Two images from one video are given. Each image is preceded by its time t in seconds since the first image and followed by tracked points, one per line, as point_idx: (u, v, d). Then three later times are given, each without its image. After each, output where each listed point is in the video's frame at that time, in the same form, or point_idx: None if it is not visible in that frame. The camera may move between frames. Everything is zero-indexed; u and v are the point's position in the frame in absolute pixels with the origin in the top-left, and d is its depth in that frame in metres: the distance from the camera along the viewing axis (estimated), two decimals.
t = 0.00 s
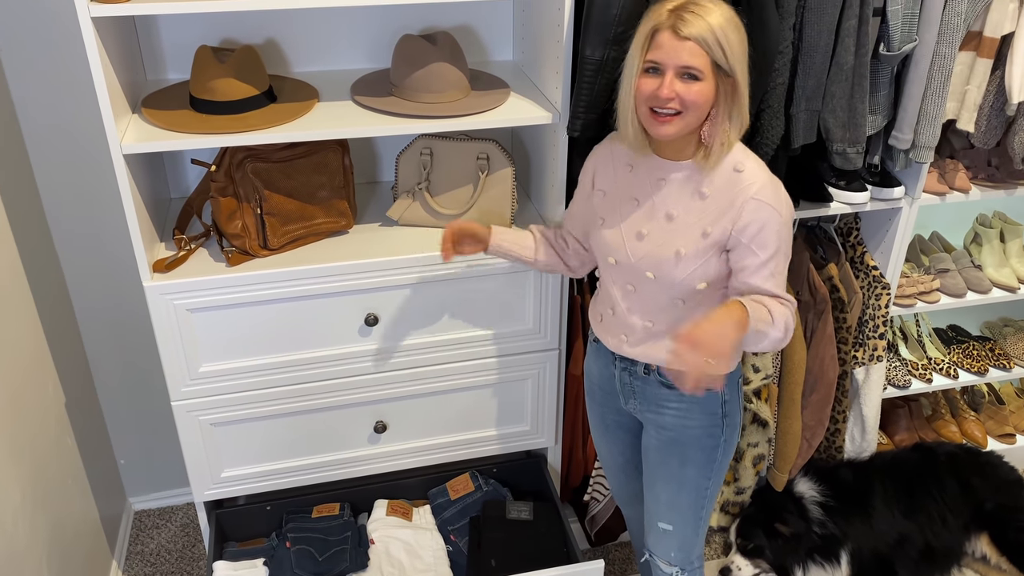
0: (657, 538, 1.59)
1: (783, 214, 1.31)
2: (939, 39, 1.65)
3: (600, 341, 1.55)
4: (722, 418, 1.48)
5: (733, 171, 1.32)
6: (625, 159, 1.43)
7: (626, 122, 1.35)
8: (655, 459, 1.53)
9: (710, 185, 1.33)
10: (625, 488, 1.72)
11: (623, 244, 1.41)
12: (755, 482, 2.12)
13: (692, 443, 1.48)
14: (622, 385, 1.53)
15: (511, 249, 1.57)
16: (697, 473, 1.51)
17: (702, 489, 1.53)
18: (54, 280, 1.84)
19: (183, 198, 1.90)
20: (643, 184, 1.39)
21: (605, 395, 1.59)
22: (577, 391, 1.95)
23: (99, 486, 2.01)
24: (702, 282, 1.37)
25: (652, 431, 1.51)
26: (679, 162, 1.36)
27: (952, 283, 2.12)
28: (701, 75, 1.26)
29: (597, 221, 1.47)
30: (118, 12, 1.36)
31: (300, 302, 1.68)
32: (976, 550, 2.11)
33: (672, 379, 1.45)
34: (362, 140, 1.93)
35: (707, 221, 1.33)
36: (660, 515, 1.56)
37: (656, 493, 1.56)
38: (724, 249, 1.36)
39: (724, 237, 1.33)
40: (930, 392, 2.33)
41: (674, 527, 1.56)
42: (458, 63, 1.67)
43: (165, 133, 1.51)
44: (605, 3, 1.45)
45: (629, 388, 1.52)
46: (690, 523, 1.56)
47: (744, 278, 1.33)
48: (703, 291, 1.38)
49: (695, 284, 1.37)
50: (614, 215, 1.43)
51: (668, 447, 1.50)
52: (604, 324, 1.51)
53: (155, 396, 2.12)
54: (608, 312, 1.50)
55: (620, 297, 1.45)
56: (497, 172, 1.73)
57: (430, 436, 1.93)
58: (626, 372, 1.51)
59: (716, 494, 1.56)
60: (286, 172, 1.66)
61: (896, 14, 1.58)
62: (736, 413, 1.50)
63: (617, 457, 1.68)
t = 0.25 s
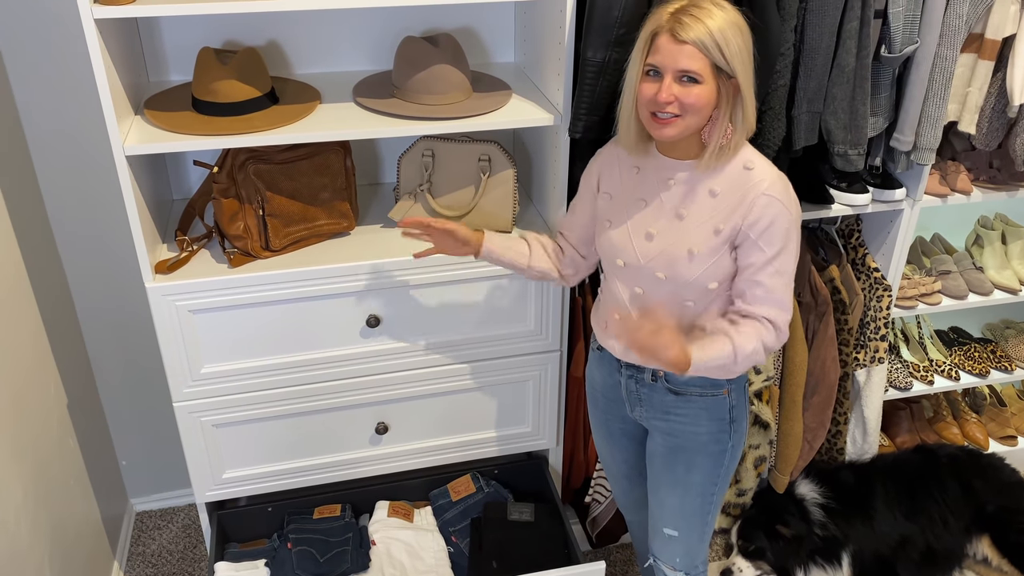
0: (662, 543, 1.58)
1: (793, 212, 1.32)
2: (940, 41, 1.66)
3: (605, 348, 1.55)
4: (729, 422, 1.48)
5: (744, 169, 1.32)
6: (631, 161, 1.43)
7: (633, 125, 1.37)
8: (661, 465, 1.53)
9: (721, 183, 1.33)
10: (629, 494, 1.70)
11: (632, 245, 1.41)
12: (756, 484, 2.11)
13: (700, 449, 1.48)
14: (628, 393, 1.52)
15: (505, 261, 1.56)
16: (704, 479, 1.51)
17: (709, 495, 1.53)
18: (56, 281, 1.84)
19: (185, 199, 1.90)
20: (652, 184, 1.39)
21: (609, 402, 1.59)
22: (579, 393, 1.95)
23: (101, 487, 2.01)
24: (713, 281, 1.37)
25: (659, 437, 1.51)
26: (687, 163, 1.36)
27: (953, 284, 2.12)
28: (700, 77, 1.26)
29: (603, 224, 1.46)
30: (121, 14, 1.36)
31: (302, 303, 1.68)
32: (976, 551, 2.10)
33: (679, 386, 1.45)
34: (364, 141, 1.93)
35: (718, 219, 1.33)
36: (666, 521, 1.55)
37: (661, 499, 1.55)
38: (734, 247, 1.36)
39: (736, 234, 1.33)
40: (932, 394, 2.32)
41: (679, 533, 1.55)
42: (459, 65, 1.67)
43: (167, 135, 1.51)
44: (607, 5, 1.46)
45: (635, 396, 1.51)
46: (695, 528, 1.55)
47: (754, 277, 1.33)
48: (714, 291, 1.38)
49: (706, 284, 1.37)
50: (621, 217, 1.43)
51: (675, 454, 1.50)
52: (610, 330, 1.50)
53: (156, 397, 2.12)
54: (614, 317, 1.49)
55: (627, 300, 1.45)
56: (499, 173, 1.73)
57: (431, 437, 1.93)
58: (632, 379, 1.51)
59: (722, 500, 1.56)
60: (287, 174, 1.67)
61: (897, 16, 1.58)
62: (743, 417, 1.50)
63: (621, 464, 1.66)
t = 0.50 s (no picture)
0: (662, 547, 1.57)
1: (797, 216, 1.32)
2: (940, 43, 1.66)
3: (606, 353, 1.55)
4: (730, 425, 1.48)
5: (745, 174, 1.32)
6: (630, 165, 1.43)
7: (632, 127, 1.36)
8: (662, 469, 1.52)
9: (722, 188, 1.33)
10: (630, 497, 1.70)
11: (633, 250, 1.40)
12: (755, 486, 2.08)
13: (700, 452, 1.47)
14: (628, 397, 1.52)
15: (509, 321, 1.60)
16: (706, 483, 1.50)
17: (709, 498, 1.52)
18: (56, 282, 1.84)
19: (184, 200, 1.90)
20: (651, 189, 1.39)
21: (610, 405, 1.59)
22: (579, 395, 1.95)
23: (100, 489, 2.01)
24: (716, 286, 1.37)
25: (660, 441, 1.50)
26: (686, 166, 1.35)
27: (953, 286, 2.12)
28: (700, 74, 1.26)
29: (603, 229, 1.46)
30: (120, 15, 1.36)
31: (301, 304, 1.68)
32: (977, 555, 2.09)
33: (682, 390, 1.45)
34: (363, 142, 1.93)
35: (721, 224, 1.33)
36: (667, 525, 1.54)
37: (662, 503, 1.54)
38: (737, 252, 1.36)
39: (739, 239, 1.33)
40: (932, 395, 2.32)
41: (680, 537, 1.54)
42: (459, 66, 1.67)
43: (166, 136, 1.51)
44: (606, 6, 1.46)
45: (636, 400, 1.51)
46: (696, 532, 1.54)
47: (759, 281, 1.34)
48: (717, 296, 1.39)
49: (709, 289, 1.37)
50: (621, 221, 1.43)
51: (676, 457, 1.49)
52: (611, 335, 1.50)
53: (156, 398, 2.12)
54: (615, 321, 1.49)
55: (629, 305, 1.45)
56: (498, 175, 1.73)
57: (430, 439, 1.92)
58: (633, 383, 1.50)
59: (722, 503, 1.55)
60: (287, 175, 1.66)
61: (897, 18, 1.58)
62: (744, 421, 1.49)
63: (621, 468, 1.66)
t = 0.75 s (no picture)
0: (661, 549, 1.57)
1: (789, 215, 1.31)
2: (939, 43, 1.65)
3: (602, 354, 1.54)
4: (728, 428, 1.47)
5: (739, 173, 1.31)
6: (625, 166, 1.42)
7: (630, 127, 1.36)
8: (660, 471, 1.52)
9: (715, 188, 1.32)
10: (627, 500, 1.69)
11: (627, 251, 1.40)
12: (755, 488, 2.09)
13: (697, 455, 1.47)
14: (626, 399, 1.51)
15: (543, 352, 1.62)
16: (703, 486, 1.49)
17: (708, 501, 1.51)
18: (53, 283, 1.84)
19: (182, 201, 1.90)
20: (645, 190, 1.38)
21: (607, 407, 1.58)
22: (577, 396, 1.95)
23: (98, 490, 2.01)
24: (709, 287, 1.36)
25: (657, 443, 1.50)
26: (680, 167, 1.35)
27: (953, 288, 2.11)
28: (694, 76, 1.26)
29: (598, 230, 1.46)
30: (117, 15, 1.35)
31: (298, 305, 1.67)
32: (977, 557, 2.09)
33: (676, 391, 1.45)
34: (361, 143, 1.93)
35: (714, 224, 1.32)
36: (665, 527, 1.54)
37: (660, 505, 1.53)
38: (731, 253, 1.35)
39: (733, 240, 1.32)
40: (932, 397, 2.31)
41: (678, 539, 1.54)
42: (457, 67, 1.67)
43: (163, 136, 1.51)
44: (604, 6, 1.45)
45: (633, 402, 1.50)
46: (694, 535, 1.53)
47: (753, 282, 1.33)
48: (710, 297, 1.38)
49: (703, 290, 1.36)
50: (616, 222, 1.42)
51: (673, 460, 1.49)
52: (607, 336, 1.50)
53: (154, 399, 2.12)
54: (611, 323, 1.49)
55: (623, 306, 1.44)
56: (497, 175, 1.73)
57: (428, 440, 1.92)
58: (631, 385, 1.49)
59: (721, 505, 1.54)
60: (285, 176, 1.66)
61: (896, 18, 1.58)
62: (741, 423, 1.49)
63: (619, 470, 1.65)
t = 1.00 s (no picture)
0: (657, 555, 1.56)
1: (790, 216, 1.31)
2: (939, 44, 1.65)
3: (600, 355, 1.53)
4: (726, 431, 1.46)
5: (738, 174, 1.31)
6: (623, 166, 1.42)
7: (622, 134, 1.35)
8: (657, 475, 1.51)
9: (715, 189, 1.31)
10: (623, 503, 1.69)
11: (626, 252, 1.39)
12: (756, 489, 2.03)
13: (694, 458, 1.46)
14: (623, 401, 1.51)
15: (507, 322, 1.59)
16: (700, 489, 1.49)
17: (705, 504, 1.50)
18: (50, 283, 1.83)
19: (179, 201, 1.89)
20: (644, 191, 1.38)
21: (605, 410, 1.57)
22: (576, 397, 1.94)
23: (95, 491, 2.00)
24: (709, 288, 1.36)
25: (654, 447, 1.49)
26: (677, 170, 1.34)
27: (954, 289, 2.10)
28: (686, 81, 1.25)
29: (597, 230, 1.45)
30: (113, 15, 1.35)
31: (294, 307, 1.66)
32: (977, 559, 2.08)
33: (674, 393, 1.44)
34: (359, 143, 1.92)
35: (714, 225, 1.32)
36: (661, 531, 1.53)
37: (657, 509, 1.53)
38: (731, 254, 1.34)
39: (733, 241, 1.31)
40: (932, 399, 2.31)
41: (675, 544, 1.53)
42: (455, 67, 1.66)
43: (160, 136, 1.50)
44: (603, 6, 1.45)
45: (630, 404, 1.50)
46: (692, 538, 1.53)
47: (754, 282, 1.33)
48: (710, 297, 1.37)
49: (702, 290, 1.36)
50: (615, 223, 1.41)
51: (671, 464, 1.48)
52: (606, 337, 1.49)
53: (151, 400, 2.11)
54: (610, 323, 1.48)
55: (622, 306, 1.44)
56: (495, 176, 1.72)
57: (426, 442, 1.91)
58: (628, 386, 1.49)
59: (718, 510, 1.53)
60: (282, 176, 1.65)
61: (896, 18, 1.57)
62: (740, 427, 1.48)
63: (615, 472, 1.64)
